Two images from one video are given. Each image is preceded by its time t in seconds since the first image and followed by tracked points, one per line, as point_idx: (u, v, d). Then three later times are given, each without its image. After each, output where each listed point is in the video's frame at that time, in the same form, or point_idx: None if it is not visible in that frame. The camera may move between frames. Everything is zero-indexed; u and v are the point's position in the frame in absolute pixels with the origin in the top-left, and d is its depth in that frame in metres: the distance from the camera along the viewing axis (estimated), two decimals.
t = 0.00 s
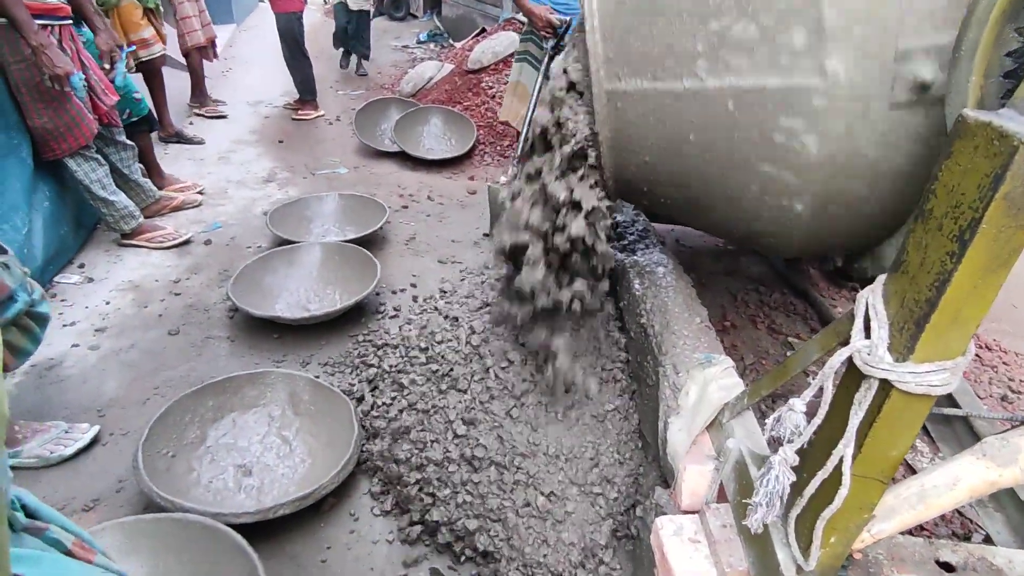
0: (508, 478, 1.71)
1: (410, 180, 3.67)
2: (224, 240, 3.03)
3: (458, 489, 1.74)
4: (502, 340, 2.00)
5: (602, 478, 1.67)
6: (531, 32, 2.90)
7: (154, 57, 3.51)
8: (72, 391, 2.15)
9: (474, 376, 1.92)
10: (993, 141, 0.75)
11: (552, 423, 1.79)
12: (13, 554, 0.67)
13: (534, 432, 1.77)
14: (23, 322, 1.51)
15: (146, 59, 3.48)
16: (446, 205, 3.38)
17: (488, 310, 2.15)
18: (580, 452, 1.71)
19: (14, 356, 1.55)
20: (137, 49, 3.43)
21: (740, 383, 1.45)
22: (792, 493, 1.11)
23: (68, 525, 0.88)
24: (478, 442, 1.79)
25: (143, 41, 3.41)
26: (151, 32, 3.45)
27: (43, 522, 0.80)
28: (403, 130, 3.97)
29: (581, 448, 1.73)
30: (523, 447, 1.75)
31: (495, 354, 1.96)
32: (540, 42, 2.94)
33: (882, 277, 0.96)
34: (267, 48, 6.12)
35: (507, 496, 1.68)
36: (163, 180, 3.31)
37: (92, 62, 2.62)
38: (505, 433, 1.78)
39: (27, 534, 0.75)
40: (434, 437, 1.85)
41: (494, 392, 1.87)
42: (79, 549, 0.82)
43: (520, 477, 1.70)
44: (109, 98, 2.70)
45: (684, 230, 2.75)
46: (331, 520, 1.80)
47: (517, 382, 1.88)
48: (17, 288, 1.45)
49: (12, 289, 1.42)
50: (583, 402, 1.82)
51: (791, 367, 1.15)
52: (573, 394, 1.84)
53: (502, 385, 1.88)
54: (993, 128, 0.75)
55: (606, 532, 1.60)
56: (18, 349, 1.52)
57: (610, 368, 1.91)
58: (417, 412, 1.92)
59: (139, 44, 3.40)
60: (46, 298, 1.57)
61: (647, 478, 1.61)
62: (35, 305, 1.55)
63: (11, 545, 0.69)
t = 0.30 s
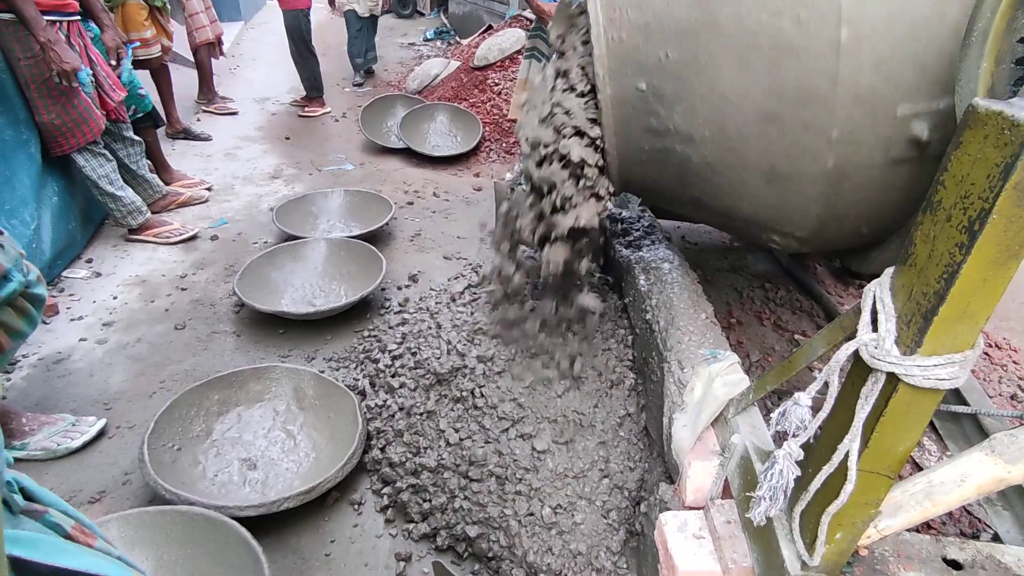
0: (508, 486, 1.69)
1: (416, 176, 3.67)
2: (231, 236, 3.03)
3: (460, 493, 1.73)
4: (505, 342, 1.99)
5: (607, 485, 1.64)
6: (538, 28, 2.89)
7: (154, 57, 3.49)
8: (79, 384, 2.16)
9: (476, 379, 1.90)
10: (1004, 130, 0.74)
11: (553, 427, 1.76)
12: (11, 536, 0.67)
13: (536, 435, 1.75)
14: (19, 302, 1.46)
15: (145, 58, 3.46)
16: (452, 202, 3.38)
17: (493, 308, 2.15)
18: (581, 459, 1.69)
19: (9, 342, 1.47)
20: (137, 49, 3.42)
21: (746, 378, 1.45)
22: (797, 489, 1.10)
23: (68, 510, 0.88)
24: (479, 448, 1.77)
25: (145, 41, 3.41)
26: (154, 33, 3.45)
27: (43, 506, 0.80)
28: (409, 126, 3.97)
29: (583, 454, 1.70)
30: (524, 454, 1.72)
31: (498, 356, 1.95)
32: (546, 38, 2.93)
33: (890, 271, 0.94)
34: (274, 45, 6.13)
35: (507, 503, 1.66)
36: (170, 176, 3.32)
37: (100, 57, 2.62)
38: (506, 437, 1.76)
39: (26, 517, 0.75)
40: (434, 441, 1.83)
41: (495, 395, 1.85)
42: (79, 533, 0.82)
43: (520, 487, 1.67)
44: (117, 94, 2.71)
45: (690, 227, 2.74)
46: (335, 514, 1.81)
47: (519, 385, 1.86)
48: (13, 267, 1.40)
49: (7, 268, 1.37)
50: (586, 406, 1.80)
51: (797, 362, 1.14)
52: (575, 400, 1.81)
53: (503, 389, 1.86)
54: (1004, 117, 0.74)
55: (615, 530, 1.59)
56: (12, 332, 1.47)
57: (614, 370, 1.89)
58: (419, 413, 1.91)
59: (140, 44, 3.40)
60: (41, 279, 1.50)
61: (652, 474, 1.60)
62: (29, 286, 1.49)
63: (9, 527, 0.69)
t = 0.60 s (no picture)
0: (510, 497, 1.67)
1: (424, 175, 3.68)
2: (239, 233, 3.06)
3: (463, 499, 1.73)
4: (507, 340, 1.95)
5: (612, 484, 1.63)
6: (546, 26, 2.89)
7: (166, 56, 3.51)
8: (89, 378, 2.18)
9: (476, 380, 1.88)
10: (1009, 122, 0.74)
11: (553, 434, 1.72)
12: (14, 517, 0.69)
13: (537, 442, 1.72)
14: (20, 284, 1.46)
15: (157, 57, 3.48)
16: (459, 201, 3.39)
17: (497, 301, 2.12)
18: (584, 466, 1.66)
19: (12, 324, 1.49)
20: (149, 48, 3.43)
21: (751, 375, 1.44)
22: (800, 485, 1.10)
23: (73, 493, 0.90)
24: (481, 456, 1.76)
25: (158, 39, 3.44)
26: (166, 31, 3.47)
27: (46, 489, 0.81)
28: (417, 125, 3.98)
29: (585, 459, 1.68)
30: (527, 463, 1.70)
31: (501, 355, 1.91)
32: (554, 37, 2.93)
33: (894, 265, 0.94)
34: (284, 45, 6.17)
35: (508, 513, 1.65)
36: (180, 174, 3.34)
37: (111, 56, 2.65)
38: (506, 445, 1.74)
39: (29, 499, 0.76)
40: (436, 447, 1.83)
41: (496, 398, 1.81)
42: (82, 517, 0.83)
43: (522, 498, 1.65)
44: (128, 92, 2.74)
45: (697, 226, 2.73)
46: (340, 509, 1.82)
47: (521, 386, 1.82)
48: (13, 249, 1.40)
49: (8, 250, 1.37)
50: (588, 409, 1.77)
51: (800, 358, 1.13)
52: (579, 403, 1.77)
53: (504, 390, 1.82)
54: (1008, 109, 0.73)
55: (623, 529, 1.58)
56: (16, 314, 1.48)
57: (619, 369, 1.87)
58: (425, 413, 1.92)
59: (152, 43, 3.42)
60: (44, 262, 1.52)
61: (656, 471, 1.60)
62: (32, 269, 1.50)
63: (14, 509, 0.71)
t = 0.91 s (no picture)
0: (511, 519, 1.65)
1: (431, 179, 3.70)
2: (248, 236, 3.08)
3: (462, 521, 1.71)
4: (509, 355, 1.93)
5: (618, 494, 1.63)
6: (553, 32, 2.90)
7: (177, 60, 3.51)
8: (98, 379, 2.20)
9: (476, 397, 1.85)
10: (1011, 129, 0.74)
11: (558, 460, 1.70)
12: (26, 516, 0.70)
13: (540, 465, 1.70)
14: (32, 289, 1.48)
15: (167, 61, 3.49)
16: (466, 204, 3.40)
17: (500, 312, 2.10)
18: (588, 489, 1.64)
19: (24, 328, 1.50)
20: (159, 52, 3.45)
21: (755, 380, 1.44)
22: (803, 491, 1.10)
23: (83, 493, 0.91)
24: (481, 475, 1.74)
25: (169, 44, 3.45)
26: (178, 36, 3.49)
27: (57, 489, 0.82)
28: (424, 129, 4.00)
29: (588, 482, 1.66)
30: (529, 480, 1.68)
31: (502, 371, 1.89)
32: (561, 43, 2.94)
33: (898, 270, 0.94)
34: (293, 49, 6.21)
35: (508, 533, 1.64)
36: (190, 177, 3.37)
37: (123, 60, 2.67)
38: (507, 466, 1.72)
39: (40, 498, 0.77)
40: (433, 463, 1.80)
41: (498, 417, 1.80)
42: (91, 516, 0.84)
43: (524, 520, 1.63)
44: (139, 96, 2.77)
45: (704, 231, 2.73)
46: (346, 511, 1.84)
47: (523, 405, 1.81)
48: (25, 255, 1.42)
49: (18, 256, 1.39)
50: (591, 430, 1.75)
51: (804, 363, 1.13)
52: (580, 429, 1.75)
53: (505, 410, 1.80)
54: (1011, 116, 0.74)
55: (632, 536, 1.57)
56: (28, 318, 1.49)
57: (623, 386, 1.86)
58: (423, 424, 1.89)
59: (163, 46, 3.44)
60: (56, 267, 1.54)
61: (662, 475, 1.61)
62: (46, 274, 1.52)
63: (25, 508, 0.72)
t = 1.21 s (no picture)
0: (513, 542, 1.62)
1: (438, 186, 3.72)
2: (257, 242, 3.11)
3: (463, 544, 1.70)
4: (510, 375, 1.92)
5: (623, 511, 1.62)
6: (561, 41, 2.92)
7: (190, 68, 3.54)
8: (109, 383, 2.23)
9: (474, 418, 1.84)
10: (1011, 148, 0.74)
11: (561, 485, 1.67)
12: (37, 527, 0.71)
13: (543, 489, 1.67)
14: (48, 305, 1.50)
15: (181, 68, 3.53)
16: (473, 211, 3.42)
17: (502, 325, 2.09)
18: (593, 511, 1.62)
19: (37, 345, 1.48)
20: (174, 59, 3.48)
21: (759, 392, 1.45)
22: (805, 503, 1.10)
23: (92, 503, 0.92)
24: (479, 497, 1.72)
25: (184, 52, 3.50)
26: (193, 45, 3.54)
27: (67, 499, 0.84)
28: (433, 136, 4.02)
29: (593, 504, 1.63)
30: (530, 500, 1.66)
31: (502, 392, 1.87)
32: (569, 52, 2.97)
33: (899, 286, 0.94)
34: (304, 56, 6.26)
35: (509, 554, 1.62)
36: (201, 183, 3.41)
37: (137, 69, 2.71)
38: (506, 488, 1.70)
39: (51, 509, 0.79)
40: (431, 481, 1.80)
41: (497, 439, 1.77)
42: (99, 526, 0.86)
43: (525, 542, 1.61)
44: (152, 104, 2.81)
45: (710, 239, 2.73)
46: (350, 517, 1.85)
47: (523, 429, 1.78)
48: (39, 273, 1.45)
49: (32, 275, 1.42)
50: (594, 452, 1.72)
51: (807, 376, 1.13)
52: (586, 453, 1.72)
53: (505, 432, 1.78)
54: (1011, 135, 0.74)
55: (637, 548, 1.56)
56: (41, 333, 1.48)
57: (628, 407, 1.83)
58: (422, 439, 1.89)
59: (177, 54, 3.48)
60: (69, 284, 1.56)
61: (665, 484, 1.63)
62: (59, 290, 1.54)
63: (36, 519, 0.73)
